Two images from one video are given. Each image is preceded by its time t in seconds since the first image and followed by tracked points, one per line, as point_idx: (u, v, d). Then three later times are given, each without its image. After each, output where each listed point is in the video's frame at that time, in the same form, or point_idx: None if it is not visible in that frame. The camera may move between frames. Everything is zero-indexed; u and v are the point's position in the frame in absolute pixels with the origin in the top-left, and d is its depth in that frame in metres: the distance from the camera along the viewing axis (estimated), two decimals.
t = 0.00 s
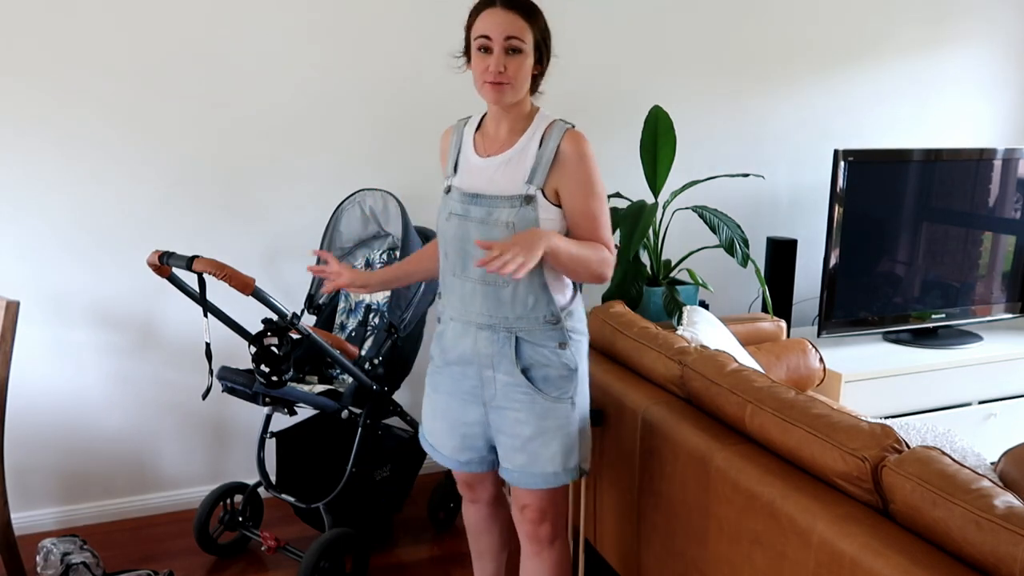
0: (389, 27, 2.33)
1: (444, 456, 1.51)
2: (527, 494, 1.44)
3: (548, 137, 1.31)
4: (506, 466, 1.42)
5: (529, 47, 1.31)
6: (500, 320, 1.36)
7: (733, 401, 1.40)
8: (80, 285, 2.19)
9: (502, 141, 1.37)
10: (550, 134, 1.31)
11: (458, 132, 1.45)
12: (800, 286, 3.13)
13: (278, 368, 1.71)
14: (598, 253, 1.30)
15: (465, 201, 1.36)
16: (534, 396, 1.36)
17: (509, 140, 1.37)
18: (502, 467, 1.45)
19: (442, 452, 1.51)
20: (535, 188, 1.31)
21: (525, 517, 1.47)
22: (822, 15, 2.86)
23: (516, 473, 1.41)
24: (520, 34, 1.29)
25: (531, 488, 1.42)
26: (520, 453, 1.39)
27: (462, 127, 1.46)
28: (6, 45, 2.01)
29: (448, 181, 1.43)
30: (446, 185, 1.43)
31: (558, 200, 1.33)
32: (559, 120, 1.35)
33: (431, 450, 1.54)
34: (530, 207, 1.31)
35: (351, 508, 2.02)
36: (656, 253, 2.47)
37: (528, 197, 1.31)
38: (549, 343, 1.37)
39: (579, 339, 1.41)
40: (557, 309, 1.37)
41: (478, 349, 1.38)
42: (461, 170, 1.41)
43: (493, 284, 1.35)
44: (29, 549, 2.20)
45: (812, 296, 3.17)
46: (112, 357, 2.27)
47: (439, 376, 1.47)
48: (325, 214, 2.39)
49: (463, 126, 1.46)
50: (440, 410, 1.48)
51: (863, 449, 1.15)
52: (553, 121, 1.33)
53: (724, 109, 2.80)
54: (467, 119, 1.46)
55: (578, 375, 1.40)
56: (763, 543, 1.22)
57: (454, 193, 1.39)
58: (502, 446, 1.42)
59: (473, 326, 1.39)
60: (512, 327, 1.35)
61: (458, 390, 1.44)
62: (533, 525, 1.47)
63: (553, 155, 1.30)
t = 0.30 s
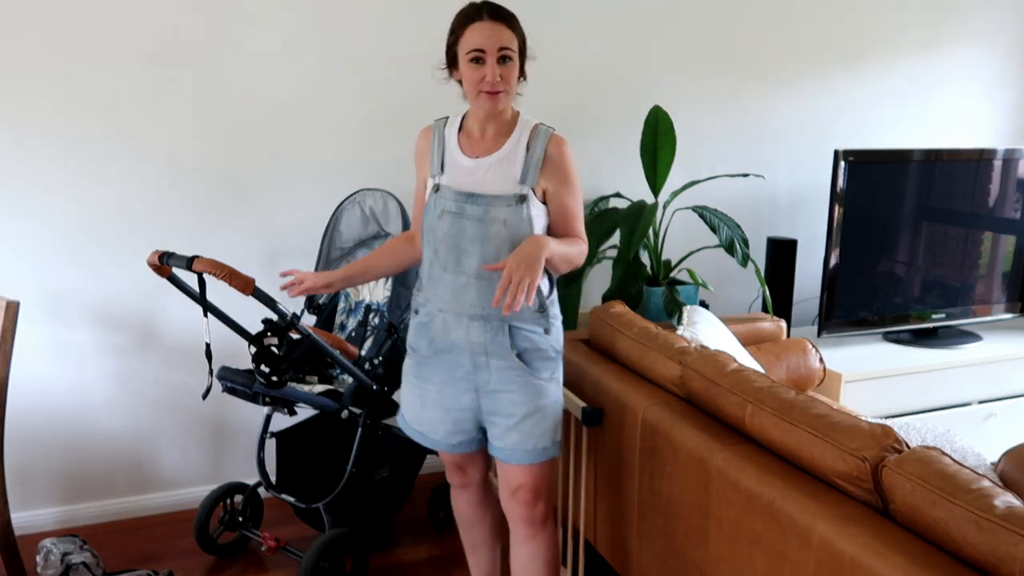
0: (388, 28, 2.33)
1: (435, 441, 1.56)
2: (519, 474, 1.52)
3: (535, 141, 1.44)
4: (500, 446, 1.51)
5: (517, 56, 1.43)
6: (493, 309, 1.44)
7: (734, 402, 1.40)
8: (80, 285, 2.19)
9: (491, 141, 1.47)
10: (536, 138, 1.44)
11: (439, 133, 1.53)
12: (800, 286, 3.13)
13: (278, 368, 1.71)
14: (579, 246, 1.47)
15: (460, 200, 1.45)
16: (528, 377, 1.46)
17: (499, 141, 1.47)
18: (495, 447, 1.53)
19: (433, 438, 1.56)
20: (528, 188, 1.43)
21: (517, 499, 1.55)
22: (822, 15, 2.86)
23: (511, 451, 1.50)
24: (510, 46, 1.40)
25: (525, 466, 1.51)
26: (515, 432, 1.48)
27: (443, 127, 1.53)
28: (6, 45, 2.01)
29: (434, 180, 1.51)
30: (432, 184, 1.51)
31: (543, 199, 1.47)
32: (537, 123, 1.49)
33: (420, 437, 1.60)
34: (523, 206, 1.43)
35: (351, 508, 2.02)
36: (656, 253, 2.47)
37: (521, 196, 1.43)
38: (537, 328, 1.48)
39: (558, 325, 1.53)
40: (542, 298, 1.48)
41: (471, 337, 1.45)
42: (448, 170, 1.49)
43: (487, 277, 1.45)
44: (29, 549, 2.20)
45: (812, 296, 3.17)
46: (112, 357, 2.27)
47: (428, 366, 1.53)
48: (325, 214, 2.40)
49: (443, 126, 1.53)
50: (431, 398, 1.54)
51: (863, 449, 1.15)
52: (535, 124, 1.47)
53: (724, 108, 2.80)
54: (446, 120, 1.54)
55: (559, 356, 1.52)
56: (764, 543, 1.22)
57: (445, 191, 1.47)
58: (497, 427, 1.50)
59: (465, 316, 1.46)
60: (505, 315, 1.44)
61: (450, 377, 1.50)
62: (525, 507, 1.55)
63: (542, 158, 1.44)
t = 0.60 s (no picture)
0: (389, 28, 2.33)
1: (425, 436, 1.58)
2: (514, 471, 1.54)
3: (529, 141, 1.45)
4: (489, 440, 1.52)
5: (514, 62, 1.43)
6: (481, 305, 1.45)
7: (733, 402, 1.40)
8: (81, 285, 2.19)
9: (486, 142, 1.48)
10: (529, 138, 1.45)
11: (434, 131, 1.53)
12: (800, 286, 3.13)
13: (278, 368, 1.71)
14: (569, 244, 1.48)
15: (452, 197, 1.46)
16: (515, 371, 1.46)
17: (494, 142, 1.48)
18: (485, 441, 1.54)
19: (423, 432, 1.58)
20: (520, 187, 1.44)
21: (511, 494, 1.56)
22: (822, 15, 2.86)
23: (501, 444, 1.51)
24: (508, 53, 1.41)
25: (515, 459, 1.52)
26: (503, 425, 1.49)
27: (437, 126, 1.53)
28: (6, 45, 2.01)
29: (427, 178, 1.52)
30: (426, 181, 1.52)
31: (534, 198, 1.48)
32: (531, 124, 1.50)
33: (411, 433, 1.61)
34: (515, 204, 1.44)
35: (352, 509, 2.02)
36: (656, 253, 2.47)
37: (513, 195, 1.44)
38: (526, 324, 1.48)
39: (548, 320, 1.53)
40: (530, 292, 1.48)
41: (459, 332, 1.46)
42: (442, 168, 1.50)
43: (476, 272, 1.45)
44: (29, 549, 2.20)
45: (812, 296, 3.17)
46: (112, 357, 2.27)
47: (418, 361, 1.54)
48: (325, 215, 2.40)
49: (438, 125, 1.54)
50: (421, 393, 1.55)
51: (863, 449, 1.15)
52: (529, 124, 1.48)
53: (724, 108, 2.80)
54: (440, 118, 1.55)
55: (548, 350, 1.53)
56: (763, 542, 1.22)
57: (439, 189, 1.48)
58: (485, 421, 1.51)
59: (454, 311, 1.47)
60: (493, 310, 1.45)
61: (440, 372, 1.51)
62: (519, 500, 1.56)
63: (535, 157, 1.45)
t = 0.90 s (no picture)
0: (389, 28, 2.33)
1: (420, 438, 1.57)
2: (509, 474, 1.54)
3: (524, 140, 1.45)
4: (484, 442, 1.52)
5: (486, 64, 1.39)
6: (477, 305, 1.45)
7: (733, 402, 1.40)
8: (81, 285, 2.19)
9: (480, 142, 1.49)
10: (524, 137, 1.45)
11: (431, 133, 1.54)
12: (801, 286, 3.13)
13: (278, 368, 1.71)
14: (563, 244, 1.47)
15: (447, 196, 1.46)
16: (511, 373, 1.47)
17: (484, 143, 1.48)
18: (480, 444, 1.54)
19: (418, 434, 1.58)
20: (514, 186, 1.44)
21: (508, 495, 1.56)
22: (822, 15, 2.86)
23: (496, 446, 1.51)
24: (477, 59, 1.38)
25: (510, 461, 1.52)
26: (498, 427, 1.49)
27: (435, 128, 1.54)
28: (6, 45, 2.01)
29: (424, 178, 1.53)
30: (423, 181, 1.52)
31: (529, 198, 1.48)
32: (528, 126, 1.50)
33: (405, 435, 1.61)
34: (510, 202, 1.44)
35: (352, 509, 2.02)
36: (656, 253, 2.47)
37: (508, 194, 1.44)
38: (522, 325, 1.48)
39: (544, 322, 1.54)
40: (526, 293, 1.49)
41: (455, 332, 1.47)
42: (438, 167, 1.51)
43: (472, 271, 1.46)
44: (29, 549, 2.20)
45: (812, 296, 3.17)
46: (112, 357, 2.27)
47: (413, 362, 1.54)
48: (325, 215, 2.40)
49: (435, 128, 1.55)
50: (416, 394, 1.55)
51: (863, 449, 1.15)
52: (524, 126, 1.48)
53: (725, 107, 2.80)
54: (439, 121, 1.56)
55: (545, 353, 1.53)
56: (762, 542, 1.22)
57: (434, 188, 1.49)
58: (480, 423, 1.51)
59: (450, 311, 1.47)
60: (490, 311, 1.45)
61: (435, 373, 1.52)
62: (517, 502, 1.57)
63: (530, 157, 1.45)
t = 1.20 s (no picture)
0: (389, 28, 2.33)
1: (424, 440, 1.57)
2: (512, 469, 1.54)
3: (513, 137, 1.45)
4: (489, 441, 1.52)
5: (447, 61, 1.39)
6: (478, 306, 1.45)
7: (733, 402, 1.40)
8: (81, 285, 2.19)
9: (467, 141, 1.49)
10: (514, 134, 1.45)
11: (421, 135, 1.54)
12: (800, 286, 3.13)
13: (278, 368, 1.72)
14: (560, 241, 1.47)
15: (441, 199, 1.46)
16: (513, 371, 1.47)
17: (472, 142, 1.48)
18: (484, 443, 1.54)
19: (422, 436, 1.58)
20: (507, 184, 1.44)
21: (511, 492, 1.56)
22: (822, 15, 2.86)
23: (501, 445, 1.51)
24: (435, 54, 1.39)
25: (516, 459, 1.52)
26: (503, 426, 1.49)
27: (424, 131, 1.54)
28: (6, 45, 2.01)
29: (416, 182, 1.52)
30: (415, 185, 1.52)
31: (522, 195, 1.48)
32: (516, 121, 1.49)
33: (409, 437, 1.61)
34: (503, 201, 1.44)
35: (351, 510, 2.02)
36: (656, 253, 2.47)
37: (501, 192, 1.44)
38: (523, 323, 1.48)
39: (546, 319, 1.54)
40: (527, 292, 1.49)
41: (457, 334, 1.47)
42: (430, 171, 1.50)
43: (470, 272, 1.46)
44: (29, 550, 2.20)
45: (812, 296, 3.17)
46: (112, 357, 2.27)
47: (415, 365, 1.54)
48: (325, 215, 2.40)
49: (425, 130, 1.55)
50: (418, 397, 1.55)
51: (863, 449, 1.15)
52: (513, 122, 1.47)
53: (725, 107, 2.80)
54: (428, 122, 1.56)
55: (546, 350, 1.53)
56: (762, 543, 1.22)
57: (427, 191, 1.49)
58: (485, 423, 1.51)
59: (452, 313, 1.47)
60: (491, 311, 1.45)
61: (438, 374, 1.52)
62: (519, 498, 1.57)
63: (520, 154, 1.45)
